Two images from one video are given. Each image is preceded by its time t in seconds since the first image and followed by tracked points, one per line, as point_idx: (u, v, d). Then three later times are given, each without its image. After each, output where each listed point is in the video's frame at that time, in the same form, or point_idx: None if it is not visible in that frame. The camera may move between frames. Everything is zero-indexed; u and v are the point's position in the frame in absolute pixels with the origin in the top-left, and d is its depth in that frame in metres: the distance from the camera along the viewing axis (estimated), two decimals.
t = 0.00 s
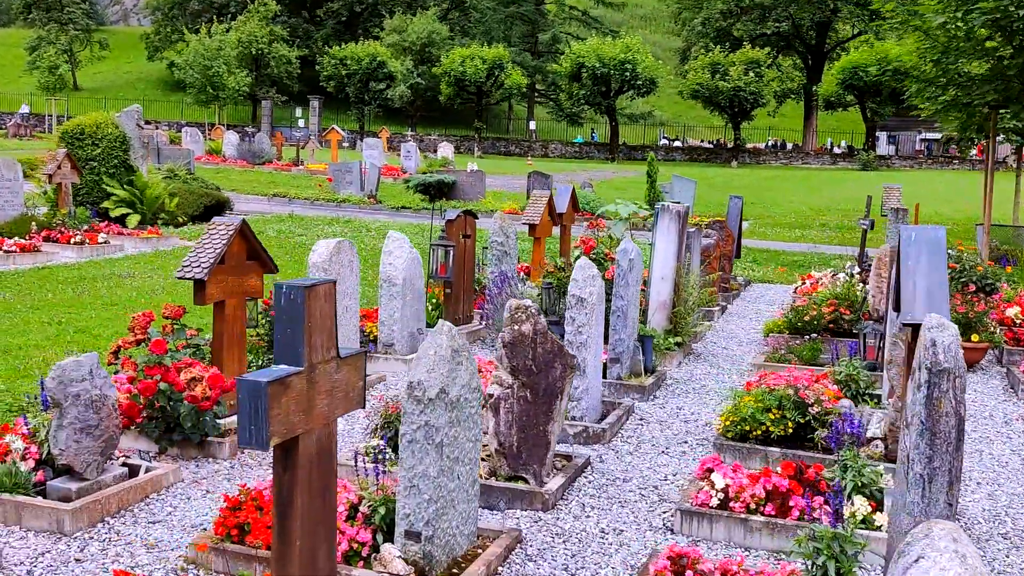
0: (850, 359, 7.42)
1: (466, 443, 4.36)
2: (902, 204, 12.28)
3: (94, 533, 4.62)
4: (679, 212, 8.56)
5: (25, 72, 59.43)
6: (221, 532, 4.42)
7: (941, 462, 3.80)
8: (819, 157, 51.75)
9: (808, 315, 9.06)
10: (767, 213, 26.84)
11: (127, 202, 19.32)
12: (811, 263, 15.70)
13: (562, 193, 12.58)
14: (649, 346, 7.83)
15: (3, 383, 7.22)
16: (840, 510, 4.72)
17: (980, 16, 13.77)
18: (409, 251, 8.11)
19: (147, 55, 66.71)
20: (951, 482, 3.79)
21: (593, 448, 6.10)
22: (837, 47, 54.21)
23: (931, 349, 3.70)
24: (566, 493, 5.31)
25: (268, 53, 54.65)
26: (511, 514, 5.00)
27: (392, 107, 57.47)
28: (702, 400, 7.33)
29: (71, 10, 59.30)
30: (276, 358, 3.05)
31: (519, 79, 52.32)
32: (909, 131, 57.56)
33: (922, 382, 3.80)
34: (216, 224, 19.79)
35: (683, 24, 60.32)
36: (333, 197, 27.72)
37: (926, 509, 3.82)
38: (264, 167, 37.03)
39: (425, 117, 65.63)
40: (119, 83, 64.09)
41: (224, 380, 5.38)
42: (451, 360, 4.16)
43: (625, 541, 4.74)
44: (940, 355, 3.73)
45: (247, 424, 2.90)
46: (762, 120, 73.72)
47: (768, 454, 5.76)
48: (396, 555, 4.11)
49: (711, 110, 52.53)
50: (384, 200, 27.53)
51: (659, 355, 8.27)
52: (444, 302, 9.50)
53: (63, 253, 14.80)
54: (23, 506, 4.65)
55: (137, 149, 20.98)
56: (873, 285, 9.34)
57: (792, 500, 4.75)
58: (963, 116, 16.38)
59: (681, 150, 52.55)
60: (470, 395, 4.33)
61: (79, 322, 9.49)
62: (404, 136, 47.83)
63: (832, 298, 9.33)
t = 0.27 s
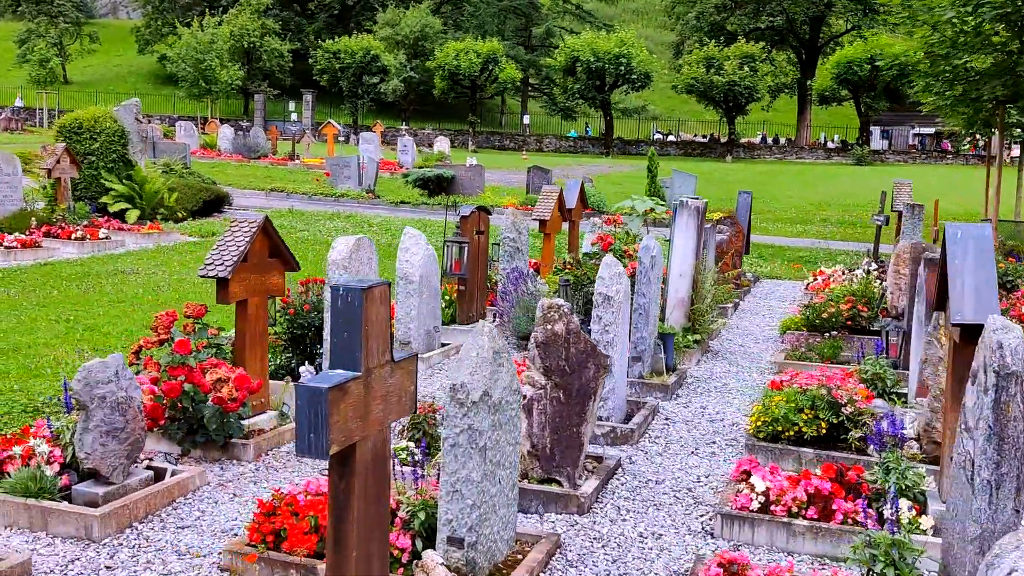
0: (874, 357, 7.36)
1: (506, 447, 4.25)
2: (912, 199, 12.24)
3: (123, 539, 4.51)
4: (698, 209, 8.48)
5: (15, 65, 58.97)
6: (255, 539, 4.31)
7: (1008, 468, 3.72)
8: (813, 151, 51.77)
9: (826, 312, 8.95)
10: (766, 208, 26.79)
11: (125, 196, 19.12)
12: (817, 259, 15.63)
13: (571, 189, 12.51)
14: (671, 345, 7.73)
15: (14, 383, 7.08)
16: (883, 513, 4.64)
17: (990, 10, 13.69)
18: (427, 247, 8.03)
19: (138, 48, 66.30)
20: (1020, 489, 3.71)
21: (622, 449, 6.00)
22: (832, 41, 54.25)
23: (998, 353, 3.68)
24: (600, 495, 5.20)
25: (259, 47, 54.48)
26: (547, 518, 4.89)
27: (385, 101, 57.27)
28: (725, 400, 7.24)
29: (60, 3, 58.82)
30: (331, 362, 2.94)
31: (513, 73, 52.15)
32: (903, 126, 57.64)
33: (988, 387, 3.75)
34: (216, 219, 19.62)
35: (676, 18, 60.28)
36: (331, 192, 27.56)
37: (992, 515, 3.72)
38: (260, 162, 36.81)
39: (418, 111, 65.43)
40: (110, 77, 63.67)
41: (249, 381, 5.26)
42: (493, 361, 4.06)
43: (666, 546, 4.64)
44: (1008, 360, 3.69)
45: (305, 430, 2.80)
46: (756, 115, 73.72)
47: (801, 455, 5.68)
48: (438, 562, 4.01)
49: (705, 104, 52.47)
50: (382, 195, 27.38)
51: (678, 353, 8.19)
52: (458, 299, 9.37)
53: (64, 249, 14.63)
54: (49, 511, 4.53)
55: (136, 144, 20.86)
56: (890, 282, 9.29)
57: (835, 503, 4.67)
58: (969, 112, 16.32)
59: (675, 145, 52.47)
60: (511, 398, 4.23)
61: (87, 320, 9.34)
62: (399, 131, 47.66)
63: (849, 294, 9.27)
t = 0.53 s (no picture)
0: (896, 361, 7.29)
1: (545, 457, 4.16)
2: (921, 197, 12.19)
3: (149, 553, 4.41)
4: (715, 209, 8.42)
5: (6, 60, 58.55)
6: (286, 553, 4.21)
7: None
8: (808, 147, 51.79)
9: (842, 313, 8.88)
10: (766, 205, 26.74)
11: (124, 194, 18.94)
12: (822, 258, 15.56)
13: (578, 187, 12.40)
14: (689, 348, 7.64)
15: (23, 389, 6.96)
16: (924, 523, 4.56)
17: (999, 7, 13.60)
18: (441, 249, 7.96)
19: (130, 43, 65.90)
20: None
21: (648, 456, 5.91)
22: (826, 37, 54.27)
23: None
24: (631, 505, 5.11)
25: (252, 41, 54.83)
26: (578, 530, 4.80)
27: (378, 96, 57.08)
28: (746, 404, 7.17)
29: None
30: (384, 380, 2.86)
31: (508, 69, 52.00)
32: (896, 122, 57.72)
33: None
34: (215, 217, 19.46)
35: (670, 13, 60.23)
36: (329, 189, 27.42)
37: None
38: (256, 158, 36.58)
39: (412, 107, 65.25)
40: (101, 72, 63.30)
41: (274, 389, 5.17)
42: (532, 372, 3.96)
43: (704, 558, 4.54)
44: None
45: (359, 453, 2.71)
46: (750, 110, 73.68)
47: (831, 462, 5.61)
48: None
49: (700, 99, 52.43)
50: (381, 192, 27.22)
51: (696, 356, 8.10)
52: (469, 301, 9.22)
53: (64, 248, 14.47)
54: (73, 524, 4.42)
55: (134, 140, 20.66)
56: (906, 284, 9.23)
57: (873, 515, 4.60)
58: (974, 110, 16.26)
59: (670, 141, 52.42)
60: (549, 409, 4.12)
61: (94, 322, 9.21)
62: (394, 126, 47.48)
63: (864, 295, 9.19)
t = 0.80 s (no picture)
0: (919, 362, 7.25)
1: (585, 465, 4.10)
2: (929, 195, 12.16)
3: (182, 563, 4.34)
4: (733, 209, 8.36)
5: None
6: (324, 563, 4.15)
7: None
8: (802, 143, 51.81)
9: (858, 313, 8.83)
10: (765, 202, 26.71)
11: (123, 191, 18.81)
12: (828, 256, 15.54)
13: (586, 185, 12.33)
14: (709, 349, 7.58)
15: (38, 391, 6.88)
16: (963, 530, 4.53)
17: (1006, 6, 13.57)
18: (458, 249, 7.85)
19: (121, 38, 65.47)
20: None
21: (675, 459, 5.85)
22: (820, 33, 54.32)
23: None
24: (663, 510, 5.05)
25: (245, 36, 55.08)
26: (613, 536, 4.75)
27: (372, 91, 56.87)
28: (768, 406, 7.12)
29: None
30: (442, 392, 2.80)
31: (503, 64, 51.86)
32: (890, 117, 57.81)
33: None
34: (216, 214, 19.34)
35: (665, 9, 60.15)
36: (328, 185, 27.29)
37: None
38: (252, 154, 36.37)
39: (406, 102, 65.06)
40: (92, 67, 62.92)
41: (302, 395, 5.10)
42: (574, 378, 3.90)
43: (742, 565, 4.49)
44: None
45: (422, 468, 2.65)
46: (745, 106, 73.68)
47: (861, 466, 5.57)
48: None
49: (695, 95, 52.40)
50: (380, 189, 27.11)
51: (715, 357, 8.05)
52: (483, 300, 9.13)
53: (67, 247, 14.34)
54: (104, 533, 4.35)
55: (133, 137, 20.51)
56: (921, 284, 9.20)
57: (912, 521, 4.56)
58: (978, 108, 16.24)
59: (665, 137, 52.36)
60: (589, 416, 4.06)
61: (103, 323, 9.11)
62: (389, 122, 47.31)
63: (880, 295, 9.15)
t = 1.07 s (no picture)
0: (941, 360, 7.22)
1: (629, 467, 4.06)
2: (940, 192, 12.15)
3: (219, 565, 4.30)
4: (751, 206, 8.33)
5: None
6: (365, 566, 4.11)
7: None
8: (798, 139, 51.84)
9: (875, 311, 8.82)
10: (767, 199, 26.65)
11: (125, 187, 18.70)
12: (833, 252, 15.54)
13: (596, 181, 12.26)
14: (730, 347, 7.55)
15: (56, 391, 6.80)
16: (1003, 531, 4.51)
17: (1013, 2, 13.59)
18: (476, 247, 7.80)
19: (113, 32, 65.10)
20: None
21: (705, 459, 5.82)
22: (816, 28, 54.38)
23: None
24: (698, 511, 5.03)
25: (238, 32, 54.56)
26: (650, 537, 4.71)
27: (367, 86, 56.72)
28: (791, 404, 7.09)
29: None
30: (506, 396, 2.76)
31: (499, 59, 51.79)
32: (885, 113, 57.91)
33: None
34: (219, 210, 19.26)
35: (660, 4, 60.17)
36: (327, 181, 27.17)
37: None
38: (250, 150, 36.21)
39: (401, 97, 64.95)
40: (85, 62, 62.62)
41: (335, 394, 5.06)
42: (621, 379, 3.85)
43: (782, 567, 4.47)
44: None
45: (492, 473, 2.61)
46: (739, 101, 73.74)
47: (893, 466, 5.55)
48: None
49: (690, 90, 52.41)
50: (380, 185, 27.03)
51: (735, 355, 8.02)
52: (499, 298, 9.07)
53: (71, 244, 14.25)
54: (140, 535, 4.29)
55: (134, 133, 20.39)
56: (937, 281, 9.18)
57: (953, 522, 4.54)
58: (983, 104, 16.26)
59: (661, 132, 52.35)
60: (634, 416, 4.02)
61: (115, 321, 9.02)
62: (385, 118, 47.23)
63: (896, 292, 9.13)
